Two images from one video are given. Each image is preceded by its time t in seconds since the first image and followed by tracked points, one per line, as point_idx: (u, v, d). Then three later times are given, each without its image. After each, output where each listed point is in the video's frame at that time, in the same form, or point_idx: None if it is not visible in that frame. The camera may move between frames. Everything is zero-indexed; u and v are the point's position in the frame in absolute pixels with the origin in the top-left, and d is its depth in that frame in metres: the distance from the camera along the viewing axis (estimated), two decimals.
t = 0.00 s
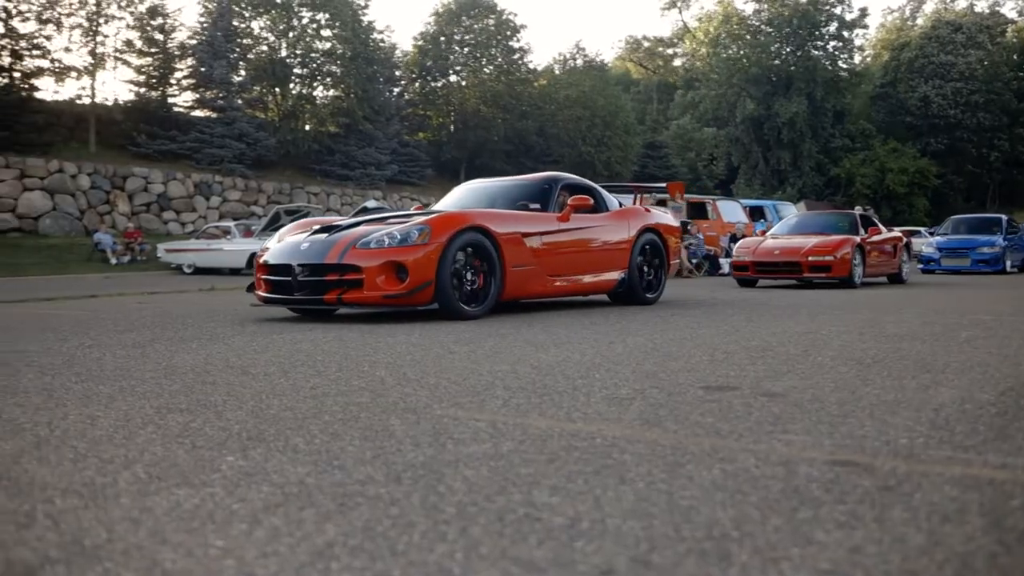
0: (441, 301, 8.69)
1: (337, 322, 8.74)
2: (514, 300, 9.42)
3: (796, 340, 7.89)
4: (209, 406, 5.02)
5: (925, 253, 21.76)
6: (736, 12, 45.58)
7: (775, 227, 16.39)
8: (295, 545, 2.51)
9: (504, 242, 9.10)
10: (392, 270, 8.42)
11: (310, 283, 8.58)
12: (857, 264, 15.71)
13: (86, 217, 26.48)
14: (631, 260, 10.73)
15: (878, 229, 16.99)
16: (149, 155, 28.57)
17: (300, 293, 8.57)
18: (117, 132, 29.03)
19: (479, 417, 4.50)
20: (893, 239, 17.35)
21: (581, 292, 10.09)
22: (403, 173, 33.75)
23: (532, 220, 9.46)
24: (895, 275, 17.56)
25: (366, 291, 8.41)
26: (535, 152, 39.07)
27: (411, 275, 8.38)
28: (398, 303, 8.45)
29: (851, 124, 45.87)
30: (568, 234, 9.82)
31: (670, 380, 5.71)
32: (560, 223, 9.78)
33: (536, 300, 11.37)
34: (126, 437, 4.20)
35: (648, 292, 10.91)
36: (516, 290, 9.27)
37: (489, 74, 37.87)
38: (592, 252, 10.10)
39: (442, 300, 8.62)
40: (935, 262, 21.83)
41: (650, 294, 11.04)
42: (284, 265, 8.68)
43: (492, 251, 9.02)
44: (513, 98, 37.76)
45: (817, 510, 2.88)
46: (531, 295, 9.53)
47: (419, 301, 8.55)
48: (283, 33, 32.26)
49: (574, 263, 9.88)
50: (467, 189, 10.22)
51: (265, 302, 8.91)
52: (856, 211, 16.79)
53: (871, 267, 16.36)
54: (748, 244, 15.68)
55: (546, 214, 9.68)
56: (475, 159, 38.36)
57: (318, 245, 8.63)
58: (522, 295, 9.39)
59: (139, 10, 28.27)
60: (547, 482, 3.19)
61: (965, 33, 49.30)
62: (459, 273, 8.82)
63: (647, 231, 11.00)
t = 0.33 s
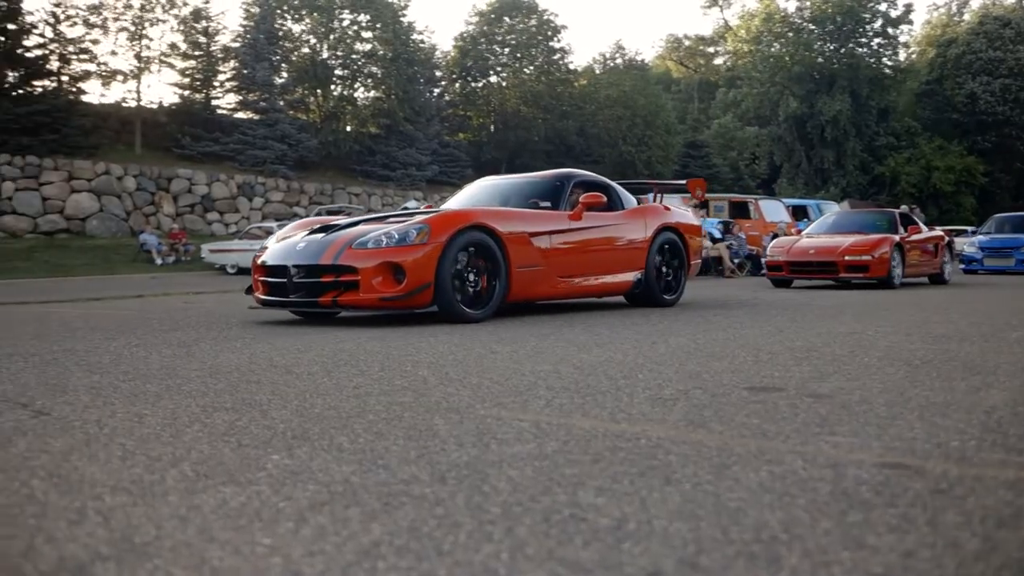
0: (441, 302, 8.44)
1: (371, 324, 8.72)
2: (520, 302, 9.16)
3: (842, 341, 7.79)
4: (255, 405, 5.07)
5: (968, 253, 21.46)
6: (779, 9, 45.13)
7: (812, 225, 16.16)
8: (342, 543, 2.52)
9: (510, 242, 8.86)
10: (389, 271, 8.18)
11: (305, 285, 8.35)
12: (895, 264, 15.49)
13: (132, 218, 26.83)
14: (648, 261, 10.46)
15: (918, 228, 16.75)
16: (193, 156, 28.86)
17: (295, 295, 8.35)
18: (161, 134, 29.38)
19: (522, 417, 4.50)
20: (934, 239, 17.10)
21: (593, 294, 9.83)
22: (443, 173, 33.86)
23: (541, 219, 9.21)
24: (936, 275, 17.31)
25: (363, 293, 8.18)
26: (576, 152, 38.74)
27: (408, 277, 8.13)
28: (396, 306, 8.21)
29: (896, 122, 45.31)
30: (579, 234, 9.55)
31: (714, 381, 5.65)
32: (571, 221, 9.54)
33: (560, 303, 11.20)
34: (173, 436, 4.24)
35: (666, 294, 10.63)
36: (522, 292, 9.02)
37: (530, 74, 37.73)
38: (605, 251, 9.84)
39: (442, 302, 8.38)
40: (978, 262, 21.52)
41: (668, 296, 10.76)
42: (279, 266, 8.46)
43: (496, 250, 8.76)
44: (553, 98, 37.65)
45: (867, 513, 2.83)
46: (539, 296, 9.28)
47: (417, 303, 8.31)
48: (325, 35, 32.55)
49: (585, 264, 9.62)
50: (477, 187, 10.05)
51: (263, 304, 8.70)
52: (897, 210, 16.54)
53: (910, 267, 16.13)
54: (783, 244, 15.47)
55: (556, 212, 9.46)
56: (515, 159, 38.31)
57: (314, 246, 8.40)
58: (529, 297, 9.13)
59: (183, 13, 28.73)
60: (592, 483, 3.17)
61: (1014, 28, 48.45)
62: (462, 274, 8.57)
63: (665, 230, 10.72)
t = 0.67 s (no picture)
0: (434, 305, 8.20)
1: (402, 325, 8.71)
2: (522, 304, 8.90)
3: (888, 343, 7.67)
4: (299, 404, 5.11)
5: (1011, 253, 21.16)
6: (822, 7, 44.74)
7: (851, 224, 15.96)
8: (390, 543, 2.52)
9: (510, 242, 8.59)
10: (379, 273, 7.97)
11: (295, 287, 8.17)
12: (934, 264, 15.25)
13: (177, 219, 27.15)
14: (662, 261, 10.13)
15: (959, 227, 16.49)
16: (235, 158, 29.08)
17: (285, 297, 8.18)
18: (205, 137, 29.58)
19: (567, 418, 4.50)
20: (976, 238, 16.82)
21: (602, 295, 9.54)
22: (484, 173, 33.98)
23: (543, 218, 8.93)
24: (979, 275, 17.03)
25: (353, 296, 7.98)
26: (616, 152, 38.18)
27: (398, 279, 7.91)
28: (387, 310, 8.00)
29: (942, 120, 44.66)
30: (585, 234, 9.25)
31: (761, 383, 5.59)
32: (578, 220, 9.24)
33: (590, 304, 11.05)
34: (221, 435, 4.27)
35: (680, 298, 10.31)
36: (523, 294, 8.76)
37: (570, 74, 37.78)
38: (614, 251, 9.54)
39: (435, 305, 8.15)
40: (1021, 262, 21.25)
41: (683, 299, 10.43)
42: (269, 268, 8.29)
43: (493, 251, 8.49)
44: (593, 98, 37.50)
45: (922, 518, 2.78)
46: (541, 299, 8.99)
47: (409, 306, 8.09)
48: (365, 36, 32.83)
49: (592, 265, 9.32)
50: (482, 186, 9.81)
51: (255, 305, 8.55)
52: (936, 208, 16.30)
53: (951, 267, 15.88)
54: (819, 243, 15.27)
55: (562, 210, 9.17)
56: (556, 160, 37.99)
57: (303, 246, 8.22)
58: (530, 300, 8.86)
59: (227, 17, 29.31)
60: (639, 485, 3.15)
61: None
62: (457, 276, 8.34)
63: (681, 229, 10.39)
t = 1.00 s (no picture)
0: (419, 310, 7.79)
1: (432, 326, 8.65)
2: (517, 308, 8.48)
3: (936, 344, 7.55)
4: (343, 404, 5.15)
5: None
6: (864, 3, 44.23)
7: (887, 222, 15.75)
8: (440, 543, 2.52)
9: (502, 242, 8.17)
10: (360, 275, 7.59)
11: (275, 290, 7.82)
12: (972, 264, 14.99)
13: (219, 220, 27.45)
14: (671, 261, 9.66)
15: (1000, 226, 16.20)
16: (275, 160, 29.30)
17: (265, 301, 7.84)
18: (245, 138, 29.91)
19: (611, 418, 4.49)
20: (1017, 237, 16.53)
21: (605, 298, 9.08)
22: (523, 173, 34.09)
23: (539, 217, 8.50)
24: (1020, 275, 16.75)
25: (333, 299, 7.60)
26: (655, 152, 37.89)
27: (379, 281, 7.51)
28: (368, 314, 7.62)
29: (989, 116, 43.88)
30: (585, 234, 8.82)
31: (806, 384, 5.53)
32: (578, 219, 8.81)
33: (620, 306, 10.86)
34: (266, 435, 4.30)
35: (690, 300, 9.81)
36: (517, 297, 8.32)
37: (609, 73, 37.67)
38: (617, 252, 9.09)
39: (420, 309, 7.74)
40: None
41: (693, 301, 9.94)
42: (250, 271, 7.96)
43: (484, 251, 8.07)
44: (633, 98, 37.18)
45: (977, 523, 2.73)
46: (537, 303, 8.56)
47: (392, 310, 7.69)
48: (404, 38, 32.98)
49: (593, 267, 8.87)
50: (481, 181, 9.42)
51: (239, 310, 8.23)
52: (975, 206, 16.01)
53: (989, 266, 15.62)
54: (852, 243, 15.08)
55: (561, 209, 8.74)
56: (595, 160, 37.87)
57: (284, 248, 7.87)
58: (526, 302, 8.42)
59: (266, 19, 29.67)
60: (687, 488, 3.12)
61: None
62: (445, 278, 7.93)
63: (692, 228, 9.90)
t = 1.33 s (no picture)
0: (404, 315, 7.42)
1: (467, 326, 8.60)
2: (512, 311, 8.09)
3: (992, 345, 7.42)
4: (394, 403, 5.19)
5: None
6: None
7: (929, 221, 15.49)
8: (500, 542, 2.53)
9: (494, 242, 7.79)
10: (341, 278, 7.22)
11: (254, 293, 7.47)
12: (1017, 264, 14.69)
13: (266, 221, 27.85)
14: (680, 261, 9.28)
15: None
16: (321, 161, 29.57)
17: (244, 305, 7.49)
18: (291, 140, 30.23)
19: (663, 420, 4.51)
20: None
21: (607, 300, 8.69)
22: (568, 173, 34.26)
23: (537, 215, 8.11)
24: None
25: (313, 303, 7.25)
26: (700, 150, 37.92)
27: (361, 285, 7.15)
28: (349, 319, 7.26)
29: None
30: (586, 234, 8.43)
31: (861, 386, 5.46)
32: (580, 217, 8.42)
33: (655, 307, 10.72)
34: (320, 433, 4.34)
35: (702, 303, 9.44)
36: (511, 299, 7.94)
37: (654, 73, 37.52)
38: (620, 252, 8.70)
39: (405, 313, 7.37)
40: None
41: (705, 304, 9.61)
42: (230, 274, 7.61)
43: (475, 252, 7.68)
44: (677, 97, 36.99)
45: None
46: (534, 306, 8.17)
47: (375, 315, 7.31)
48: (448, 39, 33.15)
49: (593, 269, 8.48)
50: (478, 181, 9.03)
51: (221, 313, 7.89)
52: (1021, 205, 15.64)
53: None
54: (892, 243, 14.89)
55: (560, 207, 8.36)
56: (639, 160, 37.52)
57: (264, 249, 7.51)
58: (521, 306, 8.04)
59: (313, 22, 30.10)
60: (744, 489, 3.11)
61: None
62: (434, 280, 7.55)
63: (703, 227, 9.54)
